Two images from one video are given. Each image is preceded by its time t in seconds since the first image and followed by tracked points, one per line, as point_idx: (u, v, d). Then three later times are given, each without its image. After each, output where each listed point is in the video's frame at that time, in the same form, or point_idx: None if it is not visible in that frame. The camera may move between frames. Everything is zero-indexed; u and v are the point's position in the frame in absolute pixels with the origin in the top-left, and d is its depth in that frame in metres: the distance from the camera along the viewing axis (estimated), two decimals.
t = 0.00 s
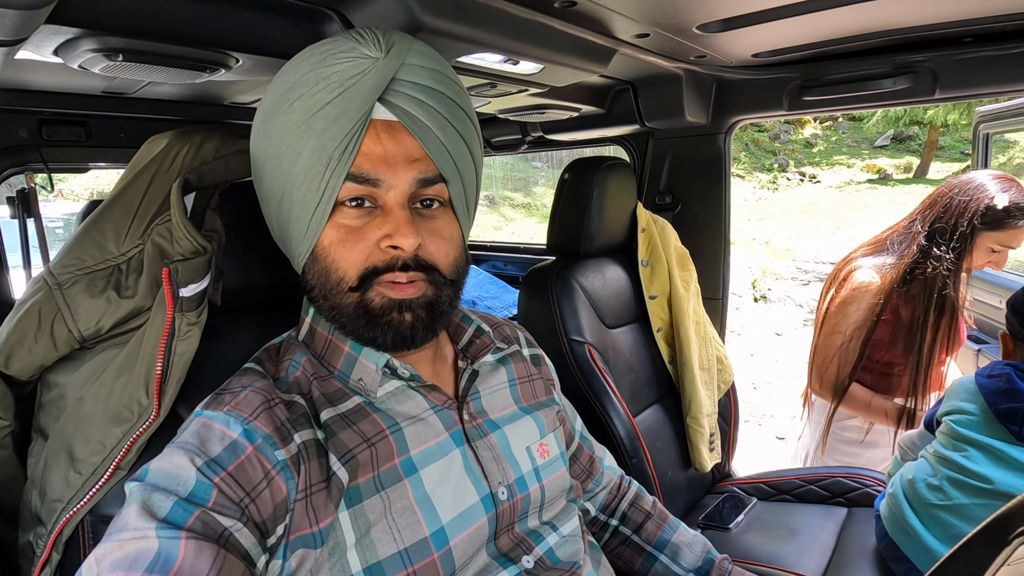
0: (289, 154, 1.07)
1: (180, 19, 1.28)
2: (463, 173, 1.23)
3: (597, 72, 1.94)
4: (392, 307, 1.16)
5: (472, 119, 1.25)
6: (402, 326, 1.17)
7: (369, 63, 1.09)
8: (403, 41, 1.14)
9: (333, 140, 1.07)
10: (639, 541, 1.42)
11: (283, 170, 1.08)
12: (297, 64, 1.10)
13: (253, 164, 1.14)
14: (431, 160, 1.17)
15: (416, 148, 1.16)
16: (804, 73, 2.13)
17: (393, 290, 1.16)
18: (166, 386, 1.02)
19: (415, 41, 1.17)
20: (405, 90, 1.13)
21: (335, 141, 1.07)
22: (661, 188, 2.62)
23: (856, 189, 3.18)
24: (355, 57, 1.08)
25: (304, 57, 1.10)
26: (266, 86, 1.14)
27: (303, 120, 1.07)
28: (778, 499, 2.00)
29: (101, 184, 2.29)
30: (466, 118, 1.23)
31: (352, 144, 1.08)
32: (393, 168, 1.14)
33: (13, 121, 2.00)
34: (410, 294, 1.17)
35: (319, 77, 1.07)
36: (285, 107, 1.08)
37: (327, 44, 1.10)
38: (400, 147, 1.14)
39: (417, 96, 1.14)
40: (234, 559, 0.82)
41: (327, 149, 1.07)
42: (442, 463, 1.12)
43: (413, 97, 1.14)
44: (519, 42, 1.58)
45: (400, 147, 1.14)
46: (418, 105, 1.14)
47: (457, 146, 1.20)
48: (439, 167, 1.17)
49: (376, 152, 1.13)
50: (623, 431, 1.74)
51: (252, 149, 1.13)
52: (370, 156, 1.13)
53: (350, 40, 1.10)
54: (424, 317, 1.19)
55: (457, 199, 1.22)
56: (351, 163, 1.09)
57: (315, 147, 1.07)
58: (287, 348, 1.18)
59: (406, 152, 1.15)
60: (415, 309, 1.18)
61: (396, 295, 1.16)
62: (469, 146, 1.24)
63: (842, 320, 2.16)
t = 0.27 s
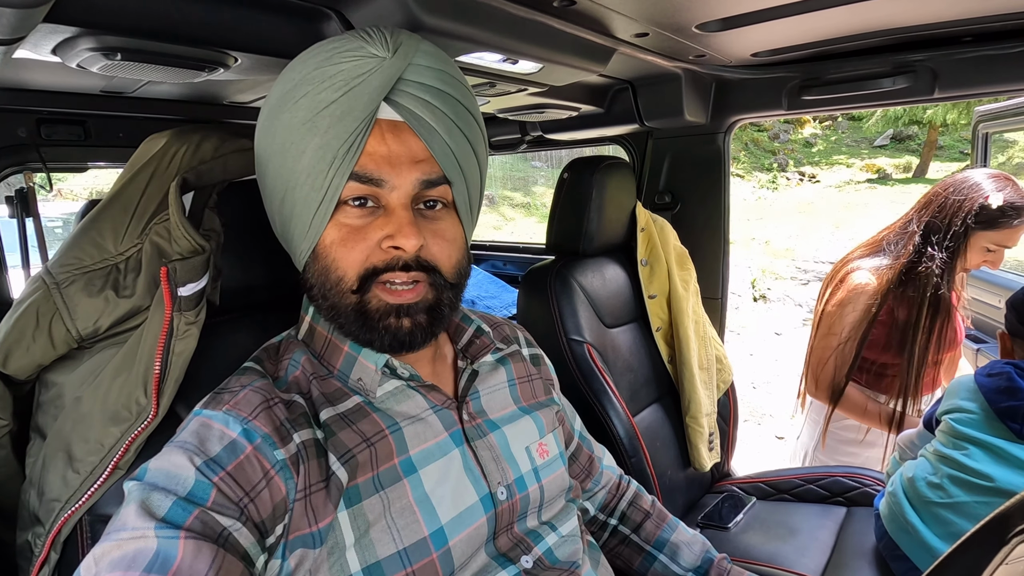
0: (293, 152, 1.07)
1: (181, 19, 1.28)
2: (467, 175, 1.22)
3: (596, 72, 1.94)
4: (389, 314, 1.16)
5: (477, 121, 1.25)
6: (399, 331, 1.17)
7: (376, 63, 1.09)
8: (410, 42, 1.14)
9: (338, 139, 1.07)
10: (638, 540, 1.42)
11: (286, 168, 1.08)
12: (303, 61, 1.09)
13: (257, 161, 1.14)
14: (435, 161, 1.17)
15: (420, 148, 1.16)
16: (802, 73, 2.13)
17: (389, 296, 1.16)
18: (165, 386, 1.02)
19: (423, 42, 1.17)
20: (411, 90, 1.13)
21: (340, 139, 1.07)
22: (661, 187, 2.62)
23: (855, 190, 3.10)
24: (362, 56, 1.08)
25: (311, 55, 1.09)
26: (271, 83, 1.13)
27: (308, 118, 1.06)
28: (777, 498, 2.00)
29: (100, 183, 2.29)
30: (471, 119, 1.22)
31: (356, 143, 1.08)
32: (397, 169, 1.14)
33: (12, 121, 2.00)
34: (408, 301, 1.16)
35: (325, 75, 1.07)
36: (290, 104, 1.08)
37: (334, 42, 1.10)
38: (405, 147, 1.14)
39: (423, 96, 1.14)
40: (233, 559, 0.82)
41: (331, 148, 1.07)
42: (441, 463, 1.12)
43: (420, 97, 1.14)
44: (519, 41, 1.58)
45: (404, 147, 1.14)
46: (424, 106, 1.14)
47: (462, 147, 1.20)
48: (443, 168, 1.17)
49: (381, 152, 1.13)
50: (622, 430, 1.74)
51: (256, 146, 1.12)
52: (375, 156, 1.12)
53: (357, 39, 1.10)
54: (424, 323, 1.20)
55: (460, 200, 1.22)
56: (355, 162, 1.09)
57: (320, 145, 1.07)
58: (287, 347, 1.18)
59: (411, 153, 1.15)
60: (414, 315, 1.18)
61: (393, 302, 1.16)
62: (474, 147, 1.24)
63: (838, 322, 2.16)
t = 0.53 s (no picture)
0: (289, 151, 1.07)
1: (179, 17, 1.28)
2: (465, 173, 1.22)
3: (595, 72, 1.94)
4: (385, 312, 1.16)
5: (474, 119, 1.25)
6: (396, 331, 1.17)
7: (371, 60, 1.08)
8: (406, 39, 1.14)
9: (334, 138, 1.06)
10: (637, 540, 1.42)
11: (283, 167, 1.08)
12: (299, 60, 1.09)
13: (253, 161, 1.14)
14: (432, 159, 1.17)
15: (417, 147, 1.16)
16: (802, 72, 2.13)
17: (386, 296, 1.16)
18: (163, 385, 1.02)
19: (419, 39, 1.17)
20: (407, 88, 1.13)
21: (336, 138, 1.07)
22: (660, 187, 2.62)
23: (855, 190, 3.09)
24: (358, 54, 1.08)
25: (307, 54, 1.09)
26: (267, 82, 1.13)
27: (304, 117, 1.06)
28: (777, 498, 2.00)
29: (100, 183, 2.30)
30: (468, 117, 1.22)
31: (352, 142, 1.08)
32: (394, 167, 1.14)
33: (11, 121, 2.00)
34: (405, 300, 1.16)
35: (321, 73, 1.07)
36: (286, 103, 1.08)
37: (329, 41, 1.10)
38: (402, 145, 1.14)
39: (419, 94, 1.14)
40: (230, 559, 0.82)
41: (327, 147, 1.07)
42: (439, 462, 1.12)
43: (416, 95, 1.14)
44: (517, 40, 1.58)
45: (401, 146, 1.14)
46: (421, 104, 1.14)
47: (459, 145, 1.20)
48: (440, 166, 1.17)
49: (377, 150, 1.13)
50: (621, 429, 1.74)
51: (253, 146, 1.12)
52: (371, 154, 1.12)
53: (353, 37, 1.10)
54: (421, 321, 1.19)
55: (458, 198, 1.22)
56: (351, 161, 1.09)
57: (316, 144, 1.06)
58: (285, 346, 1.18)
59: (408, 151, 1.15)
60: (411, 314, 1.18)
61: (390, 301, 1.16)
62: (471, 145, 1.24)
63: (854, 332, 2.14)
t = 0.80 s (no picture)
0: (291, 153, 1.07)
1: (180, 18, 1.28)
2: (466, 174, 1.22)
3: (597, 72, 1.94)
4: (386, 315, 1.16)
5: (475, 120, 1.25)
6: (398, 332, 1.17)
7: (372, 62, 1.08)
8: (407, 41, 1.14)
9: (335, 139, 1.07)
10: (638, 541, 1.42)
11: (284, 169, 1.08)
12: (300, 63, 1.09)
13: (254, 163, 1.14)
14: (433, 161, 1.17)
15: (419, 148, 1.16)
16: (804, 72, 2.13)
17: (387, 298, 1.16)
18: (165, 386, 1.02)
19: (419, 41, 1.17)
20: (408, 90, 1.13)
21: (337, 139, 1.07)
22: (661, 187, 2.62)
23: (856, 190, 3.12)
24: (358, 56, 1.08)
25: (307, 56, 1.09)
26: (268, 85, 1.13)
27: (305, 119, 1.06)
28: (778, 498, 2.00)
29: (101, 183, 2.30)
30: (470, 119, 1.22)
31: (354, 143, 1.08)
32: (396, 169, 1.14)
33: (13, 121, 2.01)
34: (407, 301, 1.17)
35: (322, 75, 1.07)
36: (287, 106, 1.08)
37: (329, 43, 1.10)
38: (403, 147, 1.14)
39: (421, 95, 1.14)
40: (233, 559, 0.82)
41: (328, 149, 1.07)
42: (441, 464, 1.12)
43: (417, 96, 1.14)
44: (519, 41, 1.58)
45: (402, 147, 1.14)
46: (422, 105, 1.14)
47: (460, 147, 1.20)
48: (441, 168, 1.17)
49: (378, 152, 1.13)
50: (623, 430, 1.74)
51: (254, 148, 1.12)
52: (372, 156, 1.12)
53: (354, 39, 1.10)
54: (423, 323, 1.19)
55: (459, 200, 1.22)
56: (352, 162, 1.09)
57: (317, 146, 1.06)
58: (287, 347, 1.18)
59: (409, 153, 1.15)
60: (412, 316, 1.18)
61: (392, 303, 1.16)
62: (472, 146, 1.24)
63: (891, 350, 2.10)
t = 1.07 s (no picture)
0: (292, 149, 1.07)
1: (180, 17, 1.28)
2: (466, 172, 1.22)
3: (597, 71, 1.93)
4: (386, 311, 1.15)
5: (476, 118, 1.25)
6: (399, 329, 1.17)
7: (375, 60, 1.08)
8: (410, 39, 1.14)
9: (337, 136, 1.06)
10: (637, 535, 1.42)
11: (285, 166, 1.08)
12: (303, 60, 1.09)
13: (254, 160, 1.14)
14: (435, 158, 1.17)
15: (420, 145, 1.16)
16: (805, 72, 2.12)
17: (387, 294, 1.16)
18: (164, 385, 1.02)
19: (422, 39, 1.17)
20: (410, 88, 1.13)
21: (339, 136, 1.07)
22: (662, 187, 2.61)
23: (857, 190, 3.22)
24: (362, 54, 1.08)
25: (310, 53, 1.09)
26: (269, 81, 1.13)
27: (307, 116, 1.06)
28: (778, 498, 1.99)
29: (101, 183, 2.30)
30: (471, 117, 1.22)
31: (356, 140, 1.08)
32: (398, 164, 1.14)
33: (14, 121, 2.01)
34: (407, 298, 1.16)
35: (325, 72, 1.07)
36: (288, 102, 1.08)
37: (333, 40, 1.10)
38: (406, 143, 1.14)
39: (423, 93, 1.14)
40: (230, 559, 0.82)
41: (330, 146, 1.06)
42: (438, 463, 1.12)
43: (419, 94, 1.14)
44: (519, 40, 1.58)
45: (405, 143, 1.14)
46: (424, 103, 1.14)
47: (461, 145, 1.20)
48: (442, 165, 1.17)
49: (381, 148, 1.13)
50: (622, 430, 1.74)
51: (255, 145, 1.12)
52: (375, 152, 1.12)
53: (357, 36, 1.10)
54: (423, 319, 1.19)
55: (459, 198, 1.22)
56: (354, 160, 1.09)
57: (319, 142, 1.06)
58: (285, 346, 1.18)
59: (411, 149, 1.15)
60: (413, 313, 1.18)
61: (391, 299, 1.16)
62: (472, 145, 1.24)
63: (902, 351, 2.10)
